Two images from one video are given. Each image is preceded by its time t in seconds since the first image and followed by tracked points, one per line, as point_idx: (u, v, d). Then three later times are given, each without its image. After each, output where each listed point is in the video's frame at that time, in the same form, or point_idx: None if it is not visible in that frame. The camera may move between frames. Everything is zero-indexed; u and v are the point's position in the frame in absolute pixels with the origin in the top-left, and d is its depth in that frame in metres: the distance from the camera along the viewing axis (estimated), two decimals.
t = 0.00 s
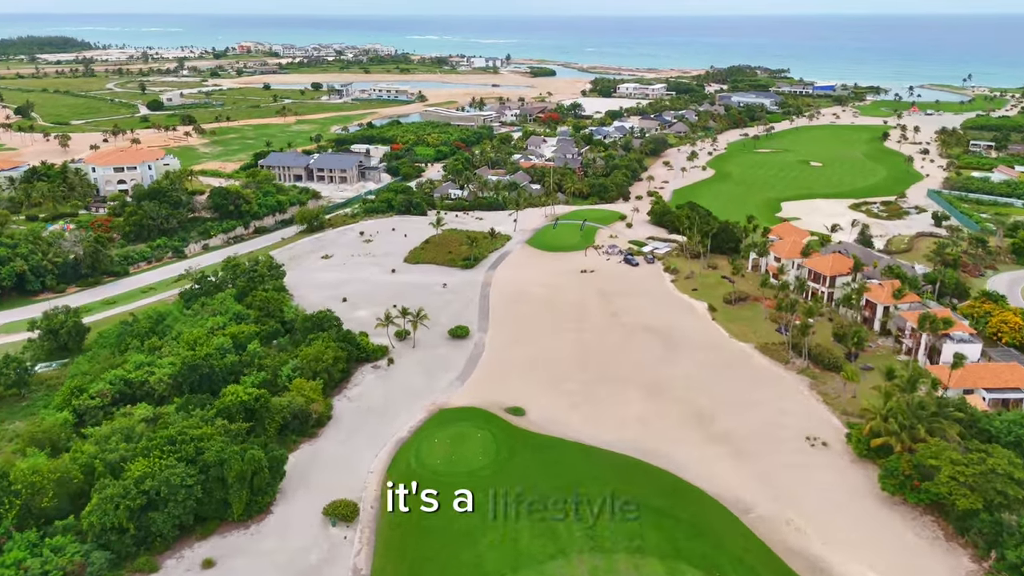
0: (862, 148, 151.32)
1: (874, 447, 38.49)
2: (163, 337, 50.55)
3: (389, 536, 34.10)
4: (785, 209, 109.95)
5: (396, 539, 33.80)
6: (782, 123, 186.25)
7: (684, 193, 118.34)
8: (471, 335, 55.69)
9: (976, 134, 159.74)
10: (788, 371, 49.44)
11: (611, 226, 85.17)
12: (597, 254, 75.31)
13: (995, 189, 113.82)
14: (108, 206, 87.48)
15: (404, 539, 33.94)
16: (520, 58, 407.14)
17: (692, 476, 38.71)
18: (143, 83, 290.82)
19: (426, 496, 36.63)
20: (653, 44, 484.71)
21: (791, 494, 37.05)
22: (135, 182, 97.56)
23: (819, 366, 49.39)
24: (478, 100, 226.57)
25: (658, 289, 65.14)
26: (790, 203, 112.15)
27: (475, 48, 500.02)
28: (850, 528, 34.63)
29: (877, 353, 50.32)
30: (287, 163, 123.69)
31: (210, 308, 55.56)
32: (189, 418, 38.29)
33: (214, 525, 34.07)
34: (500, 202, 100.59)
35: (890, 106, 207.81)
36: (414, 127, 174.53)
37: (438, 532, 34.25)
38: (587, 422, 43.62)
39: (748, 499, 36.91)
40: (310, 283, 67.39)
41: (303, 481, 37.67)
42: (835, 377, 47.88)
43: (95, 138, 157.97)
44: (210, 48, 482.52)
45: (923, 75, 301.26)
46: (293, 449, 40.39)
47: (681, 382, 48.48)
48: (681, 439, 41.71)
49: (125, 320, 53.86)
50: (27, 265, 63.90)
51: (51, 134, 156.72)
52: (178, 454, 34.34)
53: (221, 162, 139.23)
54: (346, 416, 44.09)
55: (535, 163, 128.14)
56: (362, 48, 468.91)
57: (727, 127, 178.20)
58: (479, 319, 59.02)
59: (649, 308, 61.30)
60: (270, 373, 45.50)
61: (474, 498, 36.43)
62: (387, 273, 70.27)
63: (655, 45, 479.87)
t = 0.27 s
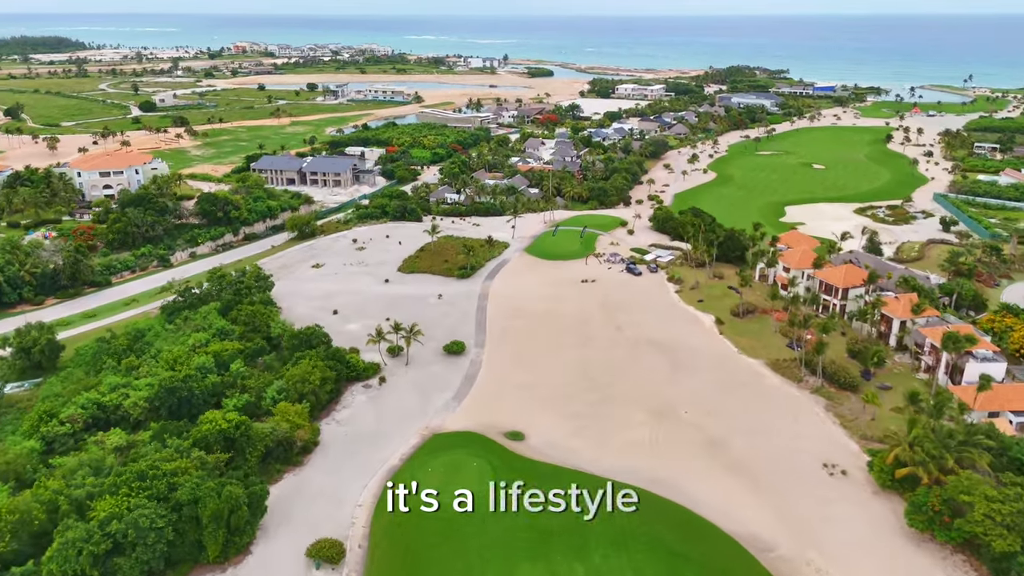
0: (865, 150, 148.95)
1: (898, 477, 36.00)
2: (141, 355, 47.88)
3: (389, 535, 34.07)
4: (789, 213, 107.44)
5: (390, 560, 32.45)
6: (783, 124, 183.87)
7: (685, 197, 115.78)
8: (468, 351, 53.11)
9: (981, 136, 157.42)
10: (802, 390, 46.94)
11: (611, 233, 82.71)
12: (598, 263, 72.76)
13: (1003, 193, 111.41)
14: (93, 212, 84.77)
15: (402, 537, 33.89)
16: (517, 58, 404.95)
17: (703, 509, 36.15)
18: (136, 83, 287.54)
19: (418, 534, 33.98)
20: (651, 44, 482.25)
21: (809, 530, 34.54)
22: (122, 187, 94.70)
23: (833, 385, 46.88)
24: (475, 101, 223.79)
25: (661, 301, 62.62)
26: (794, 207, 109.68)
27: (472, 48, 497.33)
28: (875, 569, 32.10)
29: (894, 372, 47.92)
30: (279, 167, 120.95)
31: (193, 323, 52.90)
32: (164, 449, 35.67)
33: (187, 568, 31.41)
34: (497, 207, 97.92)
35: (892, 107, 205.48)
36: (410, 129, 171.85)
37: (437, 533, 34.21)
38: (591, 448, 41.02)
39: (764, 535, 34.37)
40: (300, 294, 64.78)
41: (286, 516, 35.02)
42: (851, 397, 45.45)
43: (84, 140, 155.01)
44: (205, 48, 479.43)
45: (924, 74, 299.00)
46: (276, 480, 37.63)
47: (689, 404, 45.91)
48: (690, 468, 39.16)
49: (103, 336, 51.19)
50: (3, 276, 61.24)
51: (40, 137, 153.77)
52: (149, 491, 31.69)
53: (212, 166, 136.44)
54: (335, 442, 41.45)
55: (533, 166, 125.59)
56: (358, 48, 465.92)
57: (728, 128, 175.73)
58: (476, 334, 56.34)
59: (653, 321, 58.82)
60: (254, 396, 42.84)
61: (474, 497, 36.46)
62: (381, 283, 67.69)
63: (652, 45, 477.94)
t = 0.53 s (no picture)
0: (868, 152, 146.16)
1: (932, 520, 32.99)
2: (112, 380, 44.67)
3: None
4: (793, 219, 104.46)
5: None
6: (784, 126, 181.03)
7: (686, 202, 112.77)
8: (462, 373, 49.96)
9: (984, 138, 155.03)
10: (820, 416, 43.95)
11: (612, 241, 79.68)
12: (599, 274, 69.71)
13: (1012, 197, 108.86)
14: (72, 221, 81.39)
15: None
16: (513, 58, 401.88)
17: (719, 555, 33.03)
18: (126, 84, 283.73)
19: None
20: (648, 44, 480.17)
21: None
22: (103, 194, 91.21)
23: (853, 410, 43.94)
24: (470, 102, 220.62)
25: (666, 316, 59.54)
26: (798, 212, 106.86)
27: (467, 48, 494.53)
28: None
29: (916, 395, 45.07)
30: (269, 171, 117.64)
31: (169, 343, 49.70)
32: (128, 493, 32.45)
33: None
34: (493, 213, 94.70)
35: (892, 108, 203.16)
36: (404, 131, 168.74)
37: None
38: (596, 484, 37.89)
39: None
40: (286, 308, 61.58)
41: (262, 566, 31.80)
42: (873, 424, 42.60)
43: (70, 143, 151.41)
44: (198, 48, 475.56)
45: (922, 75, 297.11)
46: (253, 524, 34.39)
47: (700, 432, 42.84)
48: (703, 506, 36.05)
49: (72, 357, 47.92)
50: None
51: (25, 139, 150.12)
52: (106, 545, 28.51)
53: (201, 170, 133.02)
54: (318, 477, 38.26)
55: (530, 170, 122.63)
56: (353, 48, 462.58)
57: (727, 130, 173.08)
58: (471, 355, 53.10)
59: (658, 339, 55.66)
60: (231, 426, 39.63)
61: (469, 543, 33.29)
62: (371, 296, 64.50)
63: (648, 45, 475.00)
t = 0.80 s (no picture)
0: (872, 155, 143.61)
1: (967, 563, 30.48)
2: (85, 404, 42.09)
3: None
4: (799, 224, 101.89)
5: None
6: (786, 128, 178.52)
7: (689, 206, 110.21)
8: (459, 392, 47.40)
9: (990, 140, 152.65)
10: (838, 441, 41.40)
11: (614, 249, 77.09)
12: (601, 284, 67.12)
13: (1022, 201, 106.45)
14: (55, 229, 78.73)
15: None
16: (511, 59, 399.16)
17: None
18: (121, 85, 281.07)
19: None
20: (647, 45, 478.06)
21: None
22: (89, 200, 88.36)
23: (874, 434, 41.42)
24: (468, 103, 218.04)
25: (672, 330, 56.96)
26: (803, 217, 104.44)
27: (465, 49, 492.18)
28: None
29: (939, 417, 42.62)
30: (262, 175, 115.07)
31: (148, 362, 47.16)
32: (94, 536, 30.03)
33: None
34: (491, 220, 92.06)
35: (895, 110, 200.80)
36: (401, 133, 166.21)
37: None
38: (602, 519, 35.40)
39: None
40: (275, 322, 59.01)
41: None
42: (895, 449, 40.16)
43: (61, 146, 148.71)
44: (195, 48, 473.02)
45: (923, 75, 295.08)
46: (231, 565, 31.82)
47: (712, 459, 40.37)
48: (718, 544, 33.59)
49: (45, 377, 45.33)
50: None
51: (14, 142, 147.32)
52: None
53: (193, 174, 130.37)
54: (303, 511, 35.67)
55: (529, 173, 120.13)
56: (350, 49, 460.13)
57: (729, 131, 170.69)
58: (468, 372, 50.41)
59: (665, 354, 53.09)
60: (210, 455, 37.09)
61: None
62: (364, 308, 61.97)
63: (647, 46, 472.99)
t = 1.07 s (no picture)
0: (876, 157, 141.28)
1: None
2: (54, 431, 39.47)
3: None
4: (805, 229, 99.23)
5: None
6: (788, 130, 176.06)
7: (691, 211, 107.53)
8: (456, 415, 44.74)
9: (995, 141, 150.38)
10: (860, 469, 38.82)
11: (616, 257, 74.39)
12: (603, 295, 64.49)
13: None
14: (36, 237, 75.92)
15: None
16: (509, 59, 396.80)
17: None
18: (114, 86, 277.95)
19: None
20: (645, 44, 475.88)
21: None
22: (73, 206, 85.55)
23: (898, 462, 38.89)
24: (465, 105, 215.14)
25: (678, 345, 54.28)
26: (809, 222, 102.00)
27: (463, 49, 489.65)
28: None
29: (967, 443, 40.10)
30: (253, 179, 112.26)
31: (125, 383, 44.52)
32: None
33: None
34: (488, 226, 89.26)
35: (898, 111, 198.55)
36: (397, 136, 163.60)
37: None
38: (609, 560, 32.70)
39: None
40: (262, 337, 56.37)
41: None
42: (922, 478, 37.64)
43: (49, 148, 145.76)
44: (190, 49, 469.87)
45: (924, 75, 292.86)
46: None
47: (725, 490, 37.76)
48: None
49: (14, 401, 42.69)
50: None
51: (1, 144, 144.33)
52: None
53: (184, 178, 127.51)
54: (287, 551, 32.99)
55: (528, 177, 117.57)
56: (346, 49, 457.31)
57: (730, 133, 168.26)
58: (465, 393, 47.60)
59: (672, 372, 50.44)
60: (186, 491, 34.46)
61: None
62: (356, 321, 59.29)
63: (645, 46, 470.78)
